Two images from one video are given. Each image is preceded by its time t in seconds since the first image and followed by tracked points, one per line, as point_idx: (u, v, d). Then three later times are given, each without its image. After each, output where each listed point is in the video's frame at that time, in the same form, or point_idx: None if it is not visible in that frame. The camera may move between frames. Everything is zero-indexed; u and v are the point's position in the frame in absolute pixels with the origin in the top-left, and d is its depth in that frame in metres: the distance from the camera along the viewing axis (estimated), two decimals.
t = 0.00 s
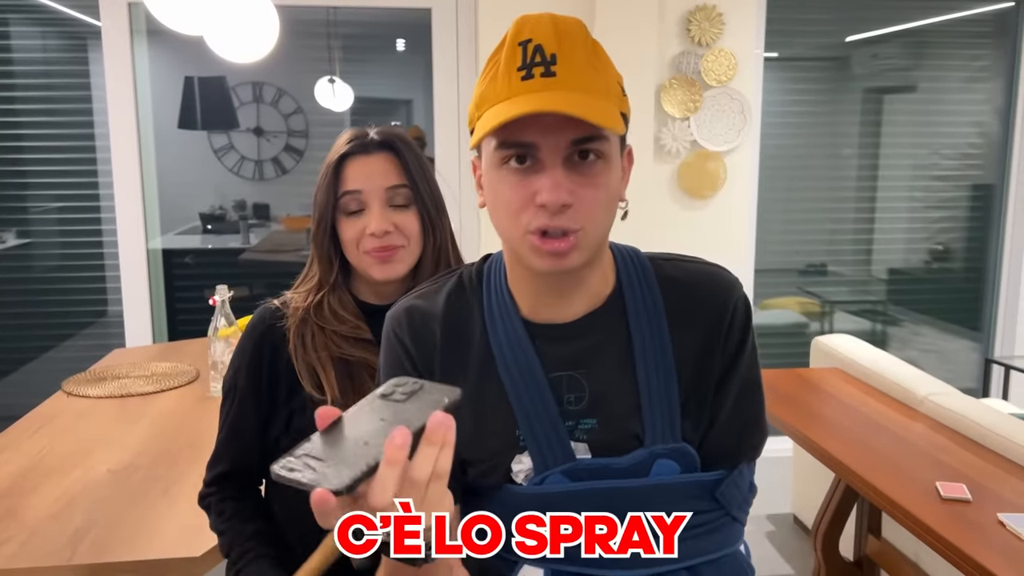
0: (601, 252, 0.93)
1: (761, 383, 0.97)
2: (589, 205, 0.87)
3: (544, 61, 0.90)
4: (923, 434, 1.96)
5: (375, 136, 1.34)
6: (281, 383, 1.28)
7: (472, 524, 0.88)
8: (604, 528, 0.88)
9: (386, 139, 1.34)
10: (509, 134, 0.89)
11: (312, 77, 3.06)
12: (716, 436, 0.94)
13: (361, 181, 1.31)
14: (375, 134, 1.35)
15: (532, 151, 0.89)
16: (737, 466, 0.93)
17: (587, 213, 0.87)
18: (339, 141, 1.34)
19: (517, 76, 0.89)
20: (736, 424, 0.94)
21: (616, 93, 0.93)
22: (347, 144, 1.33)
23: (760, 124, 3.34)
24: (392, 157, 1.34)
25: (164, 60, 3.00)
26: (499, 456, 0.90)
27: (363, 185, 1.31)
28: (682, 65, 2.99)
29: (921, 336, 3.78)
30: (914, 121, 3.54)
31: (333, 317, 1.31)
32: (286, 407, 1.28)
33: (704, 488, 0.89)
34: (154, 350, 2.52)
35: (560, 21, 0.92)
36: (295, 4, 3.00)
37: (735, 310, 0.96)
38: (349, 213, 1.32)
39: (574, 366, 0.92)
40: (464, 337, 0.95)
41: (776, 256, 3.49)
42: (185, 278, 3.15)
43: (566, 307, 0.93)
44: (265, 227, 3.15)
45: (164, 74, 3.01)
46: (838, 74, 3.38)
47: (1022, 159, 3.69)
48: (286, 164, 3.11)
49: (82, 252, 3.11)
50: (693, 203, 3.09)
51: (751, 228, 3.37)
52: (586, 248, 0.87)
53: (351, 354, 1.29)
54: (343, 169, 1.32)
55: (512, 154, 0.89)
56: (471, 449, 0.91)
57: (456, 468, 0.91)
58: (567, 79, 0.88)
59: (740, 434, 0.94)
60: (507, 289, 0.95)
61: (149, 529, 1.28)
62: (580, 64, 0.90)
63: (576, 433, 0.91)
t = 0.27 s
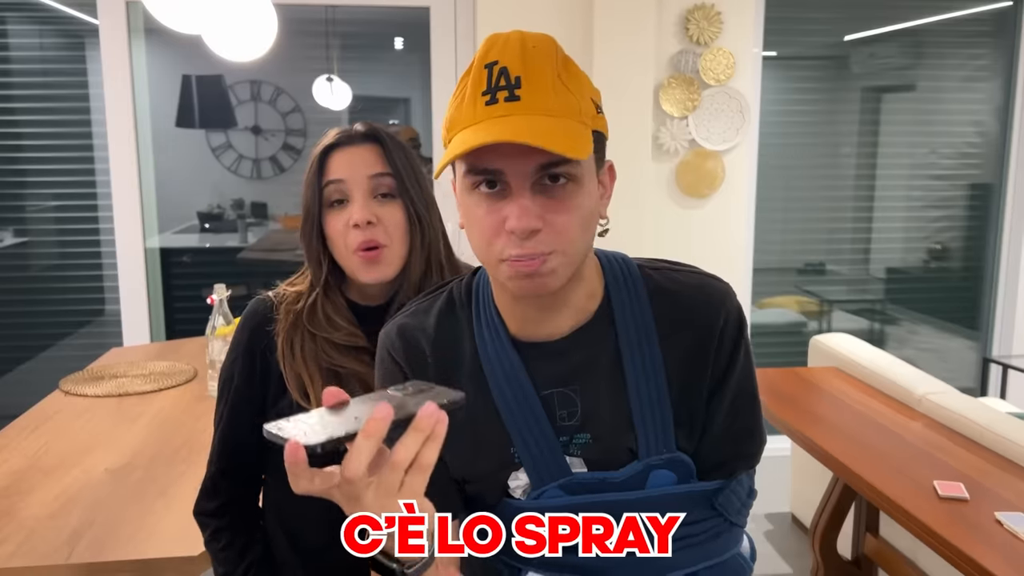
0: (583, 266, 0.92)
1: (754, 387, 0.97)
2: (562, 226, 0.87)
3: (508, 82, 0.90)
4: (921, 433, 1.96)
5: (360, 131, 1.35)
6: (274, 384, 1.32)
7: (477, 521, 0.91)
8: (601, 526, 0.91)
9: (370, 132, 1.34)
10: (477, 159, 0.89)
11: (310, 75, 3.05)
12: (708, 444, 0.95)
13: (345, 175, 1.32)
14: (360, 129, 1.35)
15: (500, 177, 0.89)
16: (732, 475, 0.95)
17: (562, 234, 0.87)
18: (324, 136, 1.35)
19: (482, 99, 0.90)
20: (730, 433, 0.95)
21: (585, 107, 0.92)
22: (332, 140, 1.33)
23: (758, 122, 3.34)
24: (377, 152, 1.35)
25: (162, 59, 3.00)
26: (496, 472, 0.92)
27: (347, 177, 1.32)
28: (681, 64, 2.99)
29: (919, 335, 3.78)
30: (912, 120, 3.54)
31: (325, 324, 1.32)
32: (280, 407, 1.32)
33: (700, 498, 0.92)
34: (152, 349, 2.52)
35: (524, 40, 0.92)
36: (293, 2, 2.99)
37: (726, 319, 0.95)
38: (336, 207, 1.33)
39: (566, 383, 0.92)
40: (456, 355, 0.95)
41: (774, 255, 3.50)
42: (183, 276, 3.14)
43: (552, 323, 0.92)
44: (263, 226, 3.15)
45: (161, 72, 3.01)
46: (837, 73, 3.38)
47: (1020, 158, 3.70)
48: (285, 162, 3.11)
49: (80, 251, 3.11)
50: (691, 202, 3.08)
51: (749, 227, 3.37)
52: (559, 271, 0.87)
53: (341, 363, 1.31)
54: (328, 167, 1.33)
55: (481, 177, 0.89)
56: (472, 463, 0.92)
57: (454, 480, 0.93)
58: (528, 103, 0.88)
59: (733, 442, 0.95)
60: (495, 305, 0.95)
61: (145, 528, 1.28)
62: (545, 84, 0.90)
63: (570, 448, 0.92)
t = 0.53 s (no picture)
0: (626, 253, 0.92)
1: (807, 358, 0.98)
2: (583, 227, 0.87)
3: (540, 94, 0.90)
4: (919, 432, 1.96)
5: (363, 133, 1.31)
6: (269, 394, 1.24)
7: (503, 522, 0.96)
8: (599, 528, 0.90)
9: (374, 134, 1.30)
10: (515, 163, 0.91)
11: (308, 74, 3.05)
12: (762, 402, 0.96)
13: (345, 173, 1.26)
14: (363, 131, 1.31)
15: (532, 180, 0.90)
16: (783, 433, 0.96)
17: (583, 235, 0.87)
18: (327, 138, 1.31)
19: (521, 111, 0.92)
20: (785, 397, 0.96)
21: (610, 110, 0.87)
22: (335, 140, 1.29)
23: (757, 121, 3.34)
24: (379, 154, 1.30)
25: (160, 57, 3.00)
26: (560, 415, 0.92)
27: (346, 177, 1.26)
28: (680, 63, 2.98)
29: (917, 334, 3.79)
30: (911, 119, 3.54)
31: (319, 330, 1.26)
32: (273, 421, 1.23)
33: (754, 451, 0.93)
34: (151, 347, 2.52)
35: (562, 45, 0.90)
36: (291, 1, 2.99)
37: (783, 289, 0.97)
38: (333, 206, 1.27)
39: (631, 330, 0.94)
40: (527, 307, 0.98)
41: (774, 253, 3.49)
42: (181, 275, 3.14)
43: (612, 282, 0.96)
44: (262, 224, 3.15)
45: (159, 70, 3.01)
46: (836, 72, 3.38)
47: (1018, 157, 3.70)
48: (283, 161, 3.11)
49: (78, 249, 3.10)
50: (690, 201, 3.08)
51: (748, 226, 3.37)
52: (583, 270, 0.88)
53: (336, 372, 1.24)
54: (328, 167, 1.28)
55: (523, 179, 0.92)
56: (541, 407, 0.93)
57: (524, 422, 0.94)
58: (554, 118, 0.89)
59: (786, 406, 0.96)
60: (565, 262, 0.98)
61: (143, 526, 1.28)
62: (575, 96, 0.88)
63: (634, 392, 0.93)
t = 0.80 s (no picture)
0: (707, 230, 1.00)
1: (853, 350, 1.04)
2: (667, 206, 0.96)
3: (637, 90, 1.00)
4: (917, 432, 1.96)
5: (382, 139, 1.18)
6: (270, 385, 1.17)
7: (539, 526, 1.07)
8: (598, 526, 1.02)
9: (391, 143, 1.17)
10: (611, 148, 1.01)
11: (306, 73, 3.05)
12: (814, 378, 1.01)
13: (366, 187, 1.14)
14: (380, 137, 1.18)
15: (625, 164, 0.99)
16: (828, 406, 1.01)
17: (667, 212, 0.96)
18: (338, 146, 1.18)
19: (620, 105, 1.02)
20: (828, 378, 1.01)
21: (705, 107, 0.97)
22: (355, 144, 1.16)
23: (756, 120, 3.33)
24: (398, 164, 1.17)
25: (158, 55, 2.99)
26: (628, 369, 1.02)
27: (368, 190, 1.14)
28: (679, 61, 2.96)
29: (915, 333, 3.79)
30: (910, 118, 3.54)
31: (326, 324, 1.18)
32: (274, 416, 1.17)
33: (803, 417, 0.97)
34: (148, 345, 2.52)
35: (659, 50, 1.00)
36: None
37: (835, 282, 1.04)
38: (352, 217, 1.16)
39: (697, 300, 1.03)
40: (603, 284, 1.08)
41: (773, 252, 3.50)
42: (178, 273, 3.14)
43: (686, 258, 1.04)
44: (260, 223, 3.15)
45: (157, 68, 3.00)
46: (834, 71, 3.38)
47: (1017, 156, 3.70)
48: (281, 159, 3.11)
49: (76, 247, 3.10)
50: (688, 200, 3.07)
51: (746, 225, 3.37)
52: (661, 245, 0.97)
53: (346, 362, 1.18)
54: (346, 176, 1.15)
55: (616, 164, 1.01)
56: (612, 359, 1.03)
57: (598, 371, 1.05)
58: (648, 110, 0.98)
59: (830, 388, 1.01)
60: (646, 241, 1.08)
61: (138, 524, 1.28)
62: (670, 91, 0.97)
63: (699, 354, 1.01)
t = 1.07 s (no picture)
0: (736, 219, 0.98)
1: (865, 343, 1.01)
2: (707, 190, 0.93)
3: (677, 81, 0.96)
4: (914, 431, 1.96)
5: (389, 129, 1.20)
6: (270, 391, 1.16)
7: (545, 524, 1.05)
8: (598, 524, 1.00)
9: (403, 132, 1.20)
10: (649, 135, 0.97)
11: (304, 71, 3.05)
12: (827, 366, 0.98)
13: (389, 172, 1.15)
14: (389, 127, 1.20)
15: (663, 151, 0.96)
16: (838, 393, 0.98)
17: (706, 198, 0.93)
18: (343, 138, 1.16)
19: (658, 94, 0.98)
20: (842, 365, 0.98)
21: (743, 99, 0.94)
22: (367, 133, 1.16)
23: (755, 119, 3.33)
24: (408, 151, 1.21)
25: (156, 53, 2.98)
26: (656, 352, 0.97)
27: (392, 175, 1.16)
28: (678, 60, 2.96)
29: (913, 333, 3.79)
30: (909, 117, 3.54)
31: (337, 331, 1.16)
32: (275, 421, 1.16)
33: (820, 398, 0.93)
34: (145, 344, 2.52)
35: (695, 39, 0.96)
36: None
37: (845, 276, 1.01)
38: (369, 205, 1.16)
39: (719, 285, 0.99)
40: (626, 271, 1.01)
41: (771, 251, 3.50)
42: (176, 272, 3.14)
43: (710, 248, 1.00)
44: (258, 222, 3.15)
45: (156, 67, 2.99)
46: (833, 70, 3.38)
47: (1015, 155, 3.70)
48: (280, 158, 3.11)
49: (74, 245, 3.10)
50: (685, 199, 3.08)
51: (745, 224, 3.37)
52: (702, 229, 0.95)
53: (349, 376, 1.17)
54: (369, 165, 1.15)
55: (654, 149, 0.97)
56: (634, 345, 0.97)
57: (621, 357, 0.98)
58: (689, 99, 0.94)
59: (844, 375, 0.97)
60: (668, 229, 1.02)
61: (134, 523, 1.28)
62: (710, 82, 0.94)
63: (722, 337, 0.96)
